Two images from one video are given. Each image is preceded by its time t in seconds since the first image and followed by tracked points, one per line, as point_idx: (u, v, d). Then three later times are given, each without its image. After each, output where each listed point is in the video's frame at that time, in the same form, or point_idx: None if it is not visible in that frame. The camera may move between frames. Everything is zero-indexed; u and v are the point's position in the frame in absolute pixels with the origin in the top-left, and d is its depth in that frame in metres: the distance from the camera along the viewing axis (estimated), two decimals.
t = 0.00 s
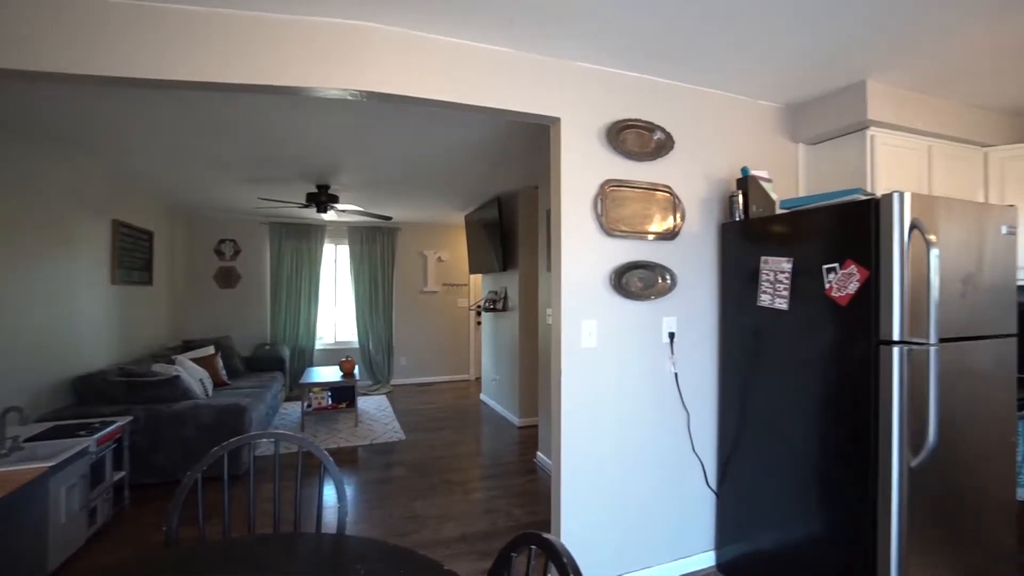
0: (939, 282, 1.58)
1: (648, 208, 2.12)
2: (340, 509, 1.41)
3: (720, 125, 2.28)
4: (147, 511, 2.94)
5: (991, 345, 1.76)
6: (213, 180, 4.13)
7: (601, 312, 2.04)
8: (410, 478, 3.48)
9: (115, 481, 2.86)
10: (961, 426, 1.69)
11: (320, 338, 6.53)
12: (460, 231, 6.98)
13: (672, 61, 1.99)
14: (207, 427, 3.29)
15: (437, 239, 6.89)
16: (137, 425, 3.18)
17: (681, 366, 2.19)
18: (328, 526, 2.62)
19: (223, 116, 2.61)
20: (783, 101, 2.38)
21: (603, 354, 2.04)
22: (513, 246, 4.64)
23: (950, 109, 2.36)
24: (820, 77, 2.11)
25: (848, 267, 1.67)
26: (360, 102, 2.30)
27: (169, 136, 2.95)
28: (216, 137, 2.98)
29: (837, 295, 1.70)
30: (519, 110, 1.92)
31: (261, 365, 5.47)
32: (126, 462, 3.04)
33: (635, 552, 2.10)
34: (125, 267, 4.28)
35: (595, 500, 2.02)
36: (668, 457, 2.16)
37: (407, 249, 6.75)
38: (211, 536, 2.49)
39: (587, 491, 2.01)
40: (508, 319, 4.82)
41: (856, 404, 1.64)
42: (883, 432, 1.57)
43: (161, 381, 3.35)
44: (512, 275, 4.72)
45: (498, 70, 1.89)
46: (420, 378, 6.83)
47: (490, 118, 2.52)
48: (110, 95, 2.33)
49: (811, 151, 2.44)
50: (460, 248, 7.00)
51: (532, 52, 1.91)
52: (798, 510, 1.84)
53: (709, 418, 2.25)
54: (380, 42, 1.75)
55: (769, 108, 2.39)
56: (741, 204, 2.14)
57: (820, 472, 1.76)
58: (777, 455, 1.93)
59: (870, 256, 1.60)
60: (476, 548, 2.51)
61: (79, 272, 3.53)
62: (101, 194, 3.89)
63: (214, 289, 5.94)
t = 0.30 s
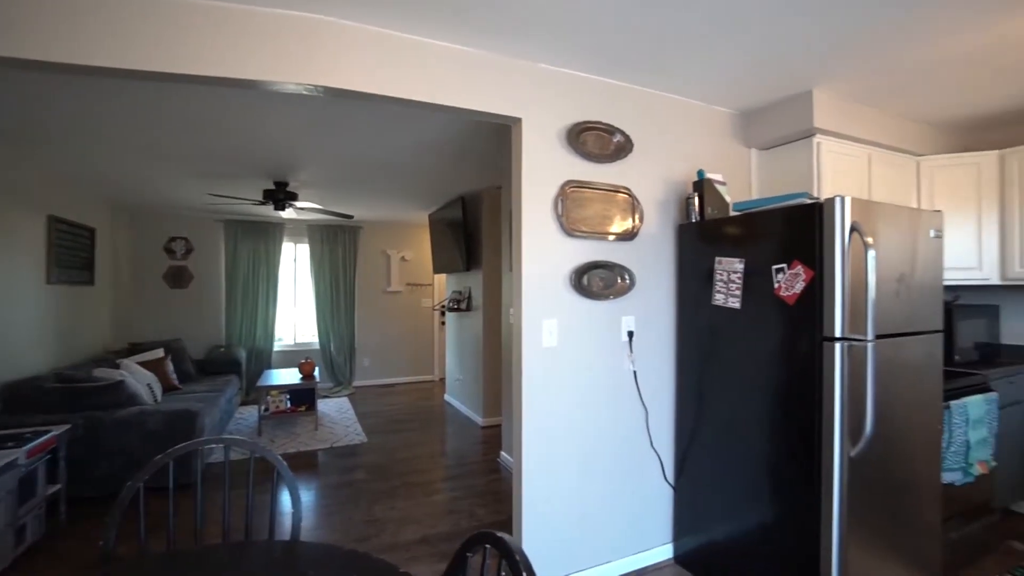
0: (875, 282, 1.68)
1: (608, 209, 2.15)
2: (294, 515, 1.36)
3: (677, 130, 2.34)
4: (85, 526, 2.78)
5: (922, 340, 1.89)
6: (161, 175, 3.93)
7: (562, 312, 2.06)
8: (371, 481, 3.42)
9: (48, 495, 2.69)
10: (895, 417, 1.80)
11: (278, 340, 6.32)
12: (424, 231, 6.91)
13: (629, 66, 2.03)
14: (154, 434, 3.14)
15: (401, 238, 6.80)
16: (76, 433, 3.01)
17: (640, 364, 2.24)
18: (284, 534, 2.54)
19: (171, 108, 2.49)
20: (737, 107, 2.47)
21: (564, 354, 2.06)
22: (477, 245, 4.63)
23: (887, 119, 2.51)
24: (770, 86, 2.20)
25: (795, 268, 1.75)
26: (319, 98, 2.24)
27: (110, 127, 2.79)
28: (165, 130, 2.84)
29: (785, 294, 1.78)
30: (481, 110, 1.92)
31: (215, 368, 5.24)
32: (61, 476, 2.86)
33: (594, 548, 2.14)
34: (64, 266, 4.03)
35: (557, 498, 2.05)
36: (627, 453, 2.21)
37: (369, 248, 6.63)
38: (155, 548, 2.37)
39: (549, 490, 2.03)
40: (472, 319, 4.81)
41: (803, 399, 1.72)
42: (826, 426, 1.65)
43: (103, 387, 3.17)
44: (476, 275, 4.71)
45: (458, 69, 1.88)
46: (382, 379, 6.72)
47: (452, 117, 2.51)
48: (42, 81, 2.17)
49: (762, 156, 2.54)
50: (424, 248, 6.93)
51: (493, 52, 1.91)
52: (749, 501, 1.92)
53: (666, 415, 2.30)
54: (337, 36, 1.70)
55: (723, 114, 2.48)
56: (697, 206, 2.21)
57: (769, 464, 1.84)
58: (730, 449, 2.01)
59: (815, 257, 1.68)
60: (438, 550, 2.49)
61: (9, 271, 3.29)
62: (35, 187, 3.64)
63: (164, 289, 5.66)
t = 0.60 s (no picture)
0: (817, 283, 1.76)
1: (567, 210, 2.18)
2: (243, 522, 1.29)
3: (634, 133, 2.40)
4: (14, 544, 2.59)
5: (860, 337, 2.00)
6: (102, 168, 3.71)
7: (521, 312, 2.07)
8: (330, 485, 3.34)
9: None
10: (836, 409, 1.91)
11: (233, 342, 6.09)
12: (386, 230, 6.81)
13: (587, 68, 2.07)
14: (93, 443, 2.96)
15: (362, 238, 6.67)
16: (5, 445, 2.81)
17: (598, 363, 2.28)
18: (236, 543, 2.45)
19: (111, 98, 2.36)
20: (692, 112, 2.54)
21: (524, 353, 2.08)
22: (439, 245, 4.59)
23: (830, 127, 2.64)
24: (722, 92, 2.28)
25: (744, 268, 1.82)
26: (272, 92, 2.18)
27: (43, 116, 2.61)
28: (106, 122, 2.69)
29: (735, 293, 1.85)
30: (441, 109, 1.91)
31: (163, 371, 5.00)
32: None
33: (555, 546, 2.16)
34: None
35: (517, 497, 2.06)
36: (586, 451, 2.24)
37: (329, 247, 6.47)
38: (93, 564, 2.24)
39: (509, 489, 2.04)
40: (435, 319, 4.77)
41: (751, 395, 1.79)
42: (772, 419, 1.73)
43: (36, 394, 2.97)
44: (438, 275, 4.68)
45: (417, 66, 1.86)
46: (343, 381, 6.57)
47: (412, 114, 2.48)
48: None
49: (715, 160, 2.63)
50: (386, 247, 6.82)
51: (452, 50, 1.91)
52: (702, 495, 1.98)
53: (624, 412, 2.35)
54: (290, 28, 1.65)
55: (678, 118, 2.55)
56: (653, 207, 2.27)
57: (721, 458, 1.91)
58: (685, 444, 2.07)
59: (763, 258, 1.75)
60: (398, 553, 2.46)
61: None
62: None
63: (107, 289, 5.35)
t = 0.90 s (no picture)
0: (765, 282, 1.84)
1: (526, 210, 2.19)
2: (186, 532, 1.21)
3: (593, 135, 2.43)
4: None
5: (804, 334, 2.10)
6: (34, 159, 3.46)
7: (481, 312, 2.07)
8: (286, 491, 3.24)
9: None
10: (782, 403, 1.99)
11: (183, 344, 5.82)
12: (346, 228, 6.66)
13: (547, 70, 2.08)
14: (23, 454, 2.77)
15: (321, 236, 6.50)
16: None
17: (558, 362, 2.30)
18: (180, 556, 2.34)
19: (43, 85, 2.20)
20: (649, 116, 2.60)
21: (483, 353, 2.07)
22: (401, 244, 4.53)
23: (778, 133, 2.76)
24: (677, 97, 2.35)
25: (697, 269, 1.87)
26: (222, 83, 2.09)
27: None
28: (40, 111, 2.52)
29: (688, 293, 1.91)
30: (399, 107, 1.88)
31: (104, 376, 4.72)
32: None
33: (515, 545, 2.17)
34: None
35: (477, 498, 2.05)
36: (545, 449, 2.26)
37: (286, 246, 6.27)
38: None
39: (469, 490, 2.03)
40: (396, 320, 4.70)
41: (703, 391, 1.85)
42: (722, 415, 1.79)
43: None
44: (400, 275, 4.61)
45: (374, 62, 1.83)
46: (301, 383, 6.39)
47: (370, 111, 2.44)
48: None
49: (671, 163, 2.70)
50: (346, 246, 6.67)
51: (411, 47, 1.88)
52: (658, 490, 2.04)
53: (583, 410, 2.39)
54: (240, 17, 1.58)
55: (635, 121, 2.60)
56: (611, 208, 2.31)
57: (675, 453, 1.97)
58: (641, 441, 2.12)
59: (714, 259, 1.81)
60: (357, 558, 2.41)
61: None
62: None
63: (41, 289, 5.00)
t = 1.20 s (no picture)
0: (719, 282, 1.89)
1: (488, 210, 2.19)
2: (125, 546, 1.13)
3: (554, 135, 2.45)
4: None
5: (757, 332, 2.18)
6: None
7: (441, 312, 2.05)
8: (241, 498, 3.13)
9: None
10: (736, 398, 2.06)
11: (129, 347, 5.52)
12: (305, 226, 6.47)
13: (509, 69, 2.08)
14: None
15: (279, 234, 6.30)
16: None
17: (520, 362, 2.31)
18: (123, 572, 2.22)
19: None
20: (609, 118, 2.64)
21: (443, 354, 2.05)
22: (362, 243, 4.44)
23: (733, 138, 2.85)
24: (637, 100, 2.39)
25: (655, 269, 1.92)
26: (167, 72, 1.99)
27: None
28: None
29: (646, 292, 1.95)
30: (358, 103, 1.84)
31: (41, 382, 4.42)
32: None
33: (477, 545, 2.17)
34: None
35: (439, 501, 2.03)
36: (507, 449, 2.27)
37: (242, 244, 6.04)
38: None
39: (430, 493, 2.01)
40: (358, 320, 4.61)
41: (660, 389, 1.90)
42: (678, 411, 1.83)
43: None
44: (362, 274, 4.52)
45: (332, 56, 1.78)
46: (259, 386, 6.18)
47: (328, 106, 2.38)
48: None
49: (632, 165, 2.75)
50: (306, 245, 6.49)
51: (370, 42, 1.84)
52: (618, 487, 2.07)
53: (544, 409, 2.41)
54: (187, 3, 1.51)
55: (596, 123, 2.64)
56: (572, 208, 2.34)
57: (634, 450, 2.00)
58: (602, 438, 2.15)
59: (671, 259, 1.86)
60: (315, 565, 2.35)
61: None
62: None
63: None
